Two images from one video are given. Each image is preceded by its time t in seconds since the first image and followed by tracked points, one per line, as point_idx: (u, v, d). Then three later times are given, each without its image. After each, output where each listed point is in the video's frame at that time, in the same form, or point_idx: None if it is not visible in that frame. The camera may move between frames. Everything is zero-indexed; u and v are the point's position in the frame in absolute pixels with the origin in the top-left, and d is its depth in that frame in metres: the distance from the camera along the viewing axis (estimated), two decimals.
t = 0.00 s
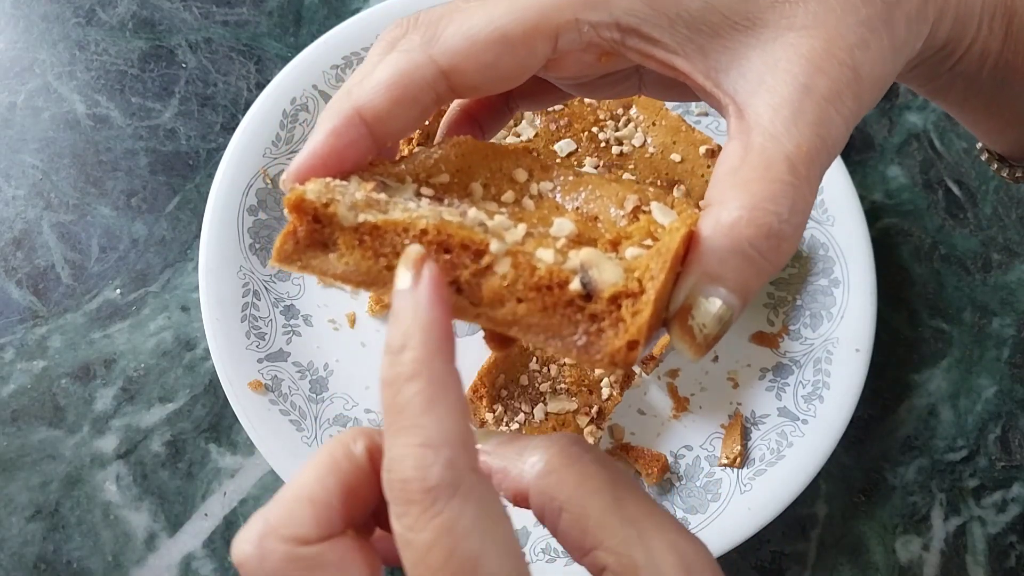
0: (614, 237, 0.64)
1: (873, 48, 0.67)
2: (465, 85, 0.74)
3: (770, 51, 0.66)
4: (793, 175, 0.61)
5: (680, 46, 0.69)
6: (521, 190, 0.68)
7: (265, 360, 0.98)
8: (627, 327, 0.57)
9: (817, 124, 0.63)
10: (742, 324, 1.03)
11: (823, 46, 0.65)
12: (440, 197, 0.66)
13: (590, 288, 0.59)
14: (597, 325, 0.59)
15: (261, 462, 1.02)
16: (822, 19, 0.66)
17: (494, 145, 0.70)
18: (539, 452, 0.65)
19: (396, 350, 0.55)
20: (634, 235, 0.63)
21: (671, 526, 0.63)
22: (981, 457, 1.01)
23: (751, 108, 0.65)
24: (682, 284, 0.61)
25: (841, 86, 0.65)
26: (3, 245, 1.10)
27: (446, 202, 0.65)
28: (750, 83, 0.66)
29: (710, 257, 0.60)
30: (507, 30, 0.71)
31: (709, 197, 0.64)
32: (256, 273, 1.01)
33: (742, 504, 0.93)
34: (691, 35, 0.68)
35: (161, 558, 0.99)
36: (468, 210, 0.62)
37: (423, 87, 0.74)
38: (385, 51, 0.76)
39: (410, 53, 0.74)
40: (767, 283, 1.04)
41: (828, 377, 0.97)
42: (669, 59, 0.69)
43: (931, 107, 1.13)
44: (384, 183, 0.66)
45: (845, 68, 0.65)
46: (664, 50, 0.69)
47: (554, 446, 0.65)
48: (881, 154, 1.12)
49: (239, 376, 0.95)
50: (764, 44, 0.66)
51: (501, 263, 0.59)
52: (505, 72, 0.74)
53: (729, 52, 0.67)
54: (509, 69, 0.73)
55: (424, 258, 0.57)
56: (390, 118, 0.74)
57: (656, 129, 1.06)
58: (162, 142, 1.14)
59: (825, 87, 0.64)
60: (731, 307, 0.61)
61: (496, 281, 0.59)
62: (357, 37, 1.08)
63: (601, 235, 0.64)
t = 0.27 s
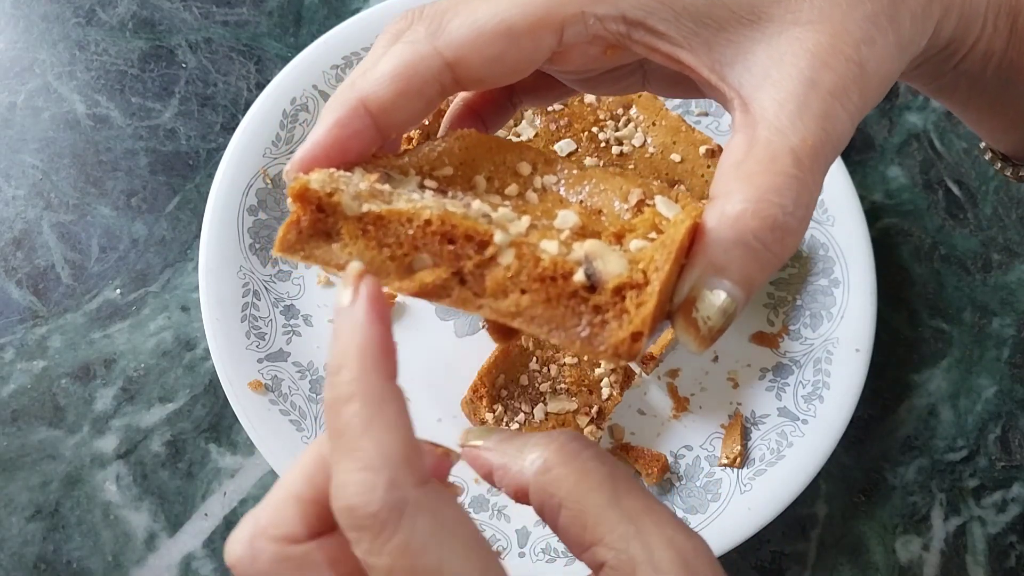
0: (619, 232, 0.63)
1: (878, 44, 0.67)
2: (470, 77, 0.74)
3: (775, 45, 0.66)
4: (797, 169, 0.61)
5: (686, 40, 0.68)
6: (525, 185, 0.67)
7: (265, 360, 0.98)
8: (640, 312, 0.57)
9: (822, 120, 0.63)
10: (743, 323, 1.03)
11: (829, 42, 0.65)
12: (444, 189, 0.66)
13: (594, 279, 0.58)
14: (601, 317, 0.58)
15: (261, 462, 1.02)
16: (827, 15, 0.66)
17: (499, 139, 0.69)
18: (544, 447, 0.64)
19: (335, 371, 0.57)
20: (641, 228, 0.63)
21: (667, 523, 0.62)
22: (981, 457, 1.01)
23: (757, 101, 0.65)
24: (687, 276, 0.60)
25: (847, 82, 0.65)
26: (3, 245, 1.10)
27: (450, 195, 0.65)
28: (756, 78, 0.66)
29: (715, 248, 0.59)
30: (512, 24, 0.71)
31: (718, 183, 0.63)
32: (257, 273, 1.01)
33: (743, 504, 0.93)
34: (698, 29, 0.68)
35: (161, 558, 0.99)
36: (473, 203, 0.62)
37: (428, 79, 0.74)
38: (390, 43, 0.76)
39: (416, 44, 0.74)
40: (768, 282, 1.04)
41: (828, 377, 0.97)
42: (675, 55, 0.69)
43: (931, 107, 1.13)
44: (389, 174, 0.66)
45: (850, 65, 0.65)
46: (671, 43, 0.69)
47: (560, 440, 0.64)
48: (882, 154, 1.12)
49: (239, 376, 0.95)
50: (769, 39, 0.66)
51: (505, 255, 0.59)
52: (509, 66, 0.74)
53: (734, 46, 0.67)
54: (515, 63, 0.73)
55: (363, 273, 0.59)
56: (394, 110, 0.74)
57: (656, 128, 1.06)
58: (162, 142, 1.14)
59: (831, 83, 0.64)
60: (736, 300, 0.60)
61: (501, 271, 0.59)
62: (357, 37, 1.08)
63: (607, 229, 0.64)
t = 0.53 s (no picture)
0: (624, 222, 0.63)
1: (890, 43, 0.67)
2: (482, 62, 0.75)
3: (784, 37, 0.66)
4: (803, 168, 0.61)
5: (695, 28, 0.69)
6: (532, 170, 0.68)
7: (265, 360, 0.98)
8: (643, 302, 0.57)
9: (829, 119, 0.63)
10: (743, 323, 1.03)
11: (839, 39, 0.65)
12: (450, 176, 0.66)
13: (600, 273, 0.58)
14: (605, 310, 0.58)
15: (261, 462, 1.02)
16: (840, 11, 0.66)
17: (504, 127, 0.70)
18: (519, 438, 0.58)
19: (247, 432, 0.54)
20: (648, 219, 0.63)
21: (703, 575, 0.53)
22: (981, 457, 1.02)
23: (766, 97, 0.65)
24: (692, 272, 0.60)
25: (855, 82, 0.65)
26: (3, 245, 1.10)
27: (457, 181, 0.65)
28: (763, 76, 0.66)
29: (721, 246, 0.59)
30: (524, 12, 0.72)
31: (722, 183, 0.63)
32: (257, 273, 1.01)
33: (743, 504, 0.93)
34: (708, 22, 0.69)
35: (160, 559, 0.99)
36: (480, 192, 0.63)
37: (440, 64, 0.74)
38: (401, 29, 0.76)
39: (427, 29, 0.74)
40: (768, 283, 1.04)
41: (828, 377, 0.97)
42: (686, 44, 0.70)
43: (931, 107, 1.13)
44: (398, 158, 0.65)
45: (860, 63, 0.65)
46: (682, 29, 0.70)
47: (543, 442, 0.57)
48: (881, 154, 1.12)
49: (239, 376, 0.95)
50: (779, 35, 0.66)
51: (510, 245, 0.59)
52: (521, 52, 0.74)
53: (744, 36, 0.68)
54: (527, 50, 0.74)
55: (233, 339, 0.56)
56: (404, 94, 0.73)
57: (656, 127, 1.06)
58: (162, 142, 1.14)
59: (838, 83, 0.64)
60: (739, 297, 0.60)
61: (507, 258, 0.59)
62: (357, 38, 1.08)
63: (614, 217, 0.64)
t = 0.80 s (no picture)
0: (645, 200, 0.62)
1: (926, 39, 0.66)
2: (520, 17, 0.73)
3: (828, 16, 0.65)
4: (826, 159, 0.61)
5: None
6: (561, 132, 0.65)
7: (265, 360, 0.98)
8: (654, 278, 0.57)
9: (858, 112, 0.63)
10: (743, 323, 1.03)
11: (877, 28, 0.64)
12: (481, 132, 0.63)
13: (616, 244, 0.58)
14: (617, 281, 0.58)
15: (261, 462, 1.02)
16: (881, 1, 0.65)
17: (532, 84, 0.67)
18: (536, 409, 0.60)
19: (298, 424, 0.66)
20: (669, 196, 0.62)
21: None
22: (981, 457, 1.02)
23: (796, 79, 0.65)
24: (706, 251, 0.60)
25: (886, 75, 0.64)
26: (3, 245, 1.10)
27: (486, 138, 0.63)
28: (801, 58, 0.65)
29: (738, 227, 0.59)
30: None
31: (750, 155, 0.63)
32: (257, 273, 1.01)
33: (743, 504, 0.93)
34: None
35: (161, 558, 0.99)
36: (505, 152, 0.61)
37: (479, 18, 0.72)
38: None
39: None
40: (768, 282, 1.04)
41: (828, 377, 0.97)
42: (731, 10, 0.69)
43: (931, 107, 1.13)
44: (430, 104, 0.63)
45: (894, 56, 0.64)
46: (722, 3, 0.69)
47: (554, 418, 0.60)
48: (882, 154, 1.12)
49: (239, 376, 0.95)
50: (818, 23, 0.65)
51: (530, 207, 0.58)
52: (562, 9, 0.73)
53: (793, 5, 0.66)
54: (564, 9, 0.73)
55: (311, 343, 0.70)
56: (438, 51, 0.72)
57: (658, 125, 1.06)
58: (162, 142, 1.14)
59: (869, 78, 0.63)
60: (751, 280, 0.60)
61: (525, 221, 0.58)
62: (357, 37, 1.08)
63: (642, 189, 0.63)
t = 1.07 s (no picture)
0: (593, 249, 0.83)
1: (847, 213, 0.69)
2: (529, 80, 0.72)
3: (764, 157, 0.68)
4: (699, 305, 0.74)
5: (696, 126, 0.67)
6: (555, 165, 0.83)
7: (265, 360, 0.98)
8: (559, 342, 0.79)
9: (745, 266, 0.72)
10: (743, 322, 1.03)
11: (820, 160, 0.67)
12: (490, 155, 0.80)
13: (534, 310, 0.76)
14: (530, 328, 0.76)
15: (262, 462, 1.02)
16: (832, 144, 0.66)
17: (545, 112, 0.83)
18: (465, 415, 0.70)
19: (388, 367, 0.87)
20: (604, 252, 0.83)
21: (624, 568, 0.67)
22: (981, 457, 1.02)
23: (722, 197, 0.71)
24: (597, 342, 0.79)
25: (810, 204, 0.68)
26: (3, 244, 1.10)
27: (494, 159, 0.80)
28: (731, 194, 0.71)
29: (623, 333, 0.77)
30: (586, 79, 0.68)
31: (680, 238, 0.77)
32: (257, 273, 1.01)
33: (744, 504, 0.94)
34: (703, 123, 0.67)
35: (161, 558, 0.99)
36: (497, 188, 0.79)
37: (495, 70, 0.74)
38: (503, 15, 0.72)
39: (495, 34, 0.71)
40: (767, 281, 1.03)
41: (828, 378, 0.98)
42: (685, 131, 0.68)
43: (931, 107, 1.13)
44: (471, 101, 0.79)
45: (821, 182, 0.67)
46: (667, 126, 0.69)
47: (477, 413, 0.71)
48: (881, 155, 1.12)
49: (239, 377, 0.95)
50: (748, 173, 0.69)
51: (488, 252, 0.76)
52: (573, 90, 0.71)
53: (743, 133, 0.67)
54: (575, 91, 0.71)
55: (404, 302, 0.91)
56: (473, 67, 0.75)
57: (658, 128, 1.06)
58: (162, 142, 1.14)
59: (777, 229, 0.70)
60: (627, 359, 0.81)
61: (484, 263, 0.77)
62: (357, 38, 1.09)
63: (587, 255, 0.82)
